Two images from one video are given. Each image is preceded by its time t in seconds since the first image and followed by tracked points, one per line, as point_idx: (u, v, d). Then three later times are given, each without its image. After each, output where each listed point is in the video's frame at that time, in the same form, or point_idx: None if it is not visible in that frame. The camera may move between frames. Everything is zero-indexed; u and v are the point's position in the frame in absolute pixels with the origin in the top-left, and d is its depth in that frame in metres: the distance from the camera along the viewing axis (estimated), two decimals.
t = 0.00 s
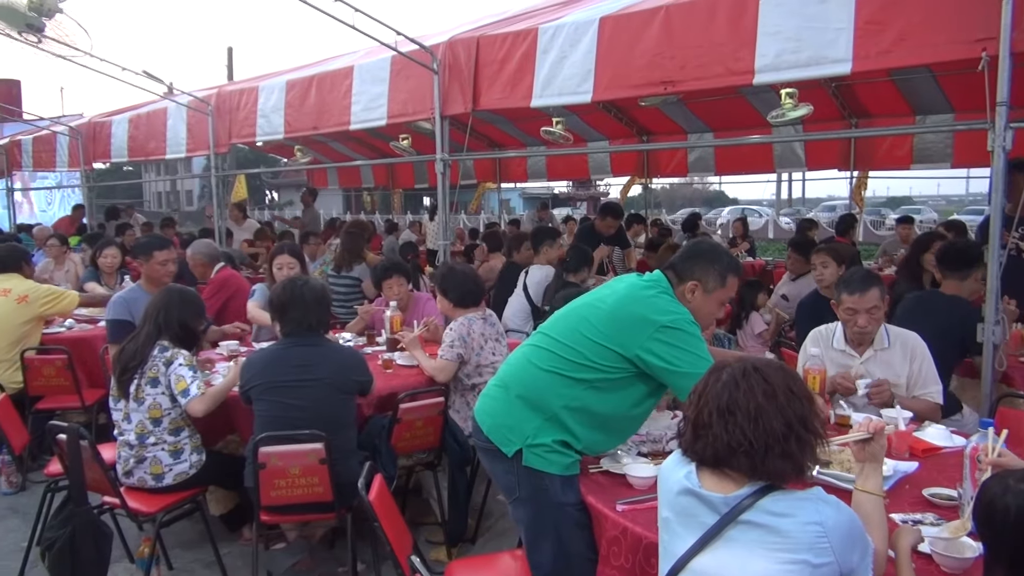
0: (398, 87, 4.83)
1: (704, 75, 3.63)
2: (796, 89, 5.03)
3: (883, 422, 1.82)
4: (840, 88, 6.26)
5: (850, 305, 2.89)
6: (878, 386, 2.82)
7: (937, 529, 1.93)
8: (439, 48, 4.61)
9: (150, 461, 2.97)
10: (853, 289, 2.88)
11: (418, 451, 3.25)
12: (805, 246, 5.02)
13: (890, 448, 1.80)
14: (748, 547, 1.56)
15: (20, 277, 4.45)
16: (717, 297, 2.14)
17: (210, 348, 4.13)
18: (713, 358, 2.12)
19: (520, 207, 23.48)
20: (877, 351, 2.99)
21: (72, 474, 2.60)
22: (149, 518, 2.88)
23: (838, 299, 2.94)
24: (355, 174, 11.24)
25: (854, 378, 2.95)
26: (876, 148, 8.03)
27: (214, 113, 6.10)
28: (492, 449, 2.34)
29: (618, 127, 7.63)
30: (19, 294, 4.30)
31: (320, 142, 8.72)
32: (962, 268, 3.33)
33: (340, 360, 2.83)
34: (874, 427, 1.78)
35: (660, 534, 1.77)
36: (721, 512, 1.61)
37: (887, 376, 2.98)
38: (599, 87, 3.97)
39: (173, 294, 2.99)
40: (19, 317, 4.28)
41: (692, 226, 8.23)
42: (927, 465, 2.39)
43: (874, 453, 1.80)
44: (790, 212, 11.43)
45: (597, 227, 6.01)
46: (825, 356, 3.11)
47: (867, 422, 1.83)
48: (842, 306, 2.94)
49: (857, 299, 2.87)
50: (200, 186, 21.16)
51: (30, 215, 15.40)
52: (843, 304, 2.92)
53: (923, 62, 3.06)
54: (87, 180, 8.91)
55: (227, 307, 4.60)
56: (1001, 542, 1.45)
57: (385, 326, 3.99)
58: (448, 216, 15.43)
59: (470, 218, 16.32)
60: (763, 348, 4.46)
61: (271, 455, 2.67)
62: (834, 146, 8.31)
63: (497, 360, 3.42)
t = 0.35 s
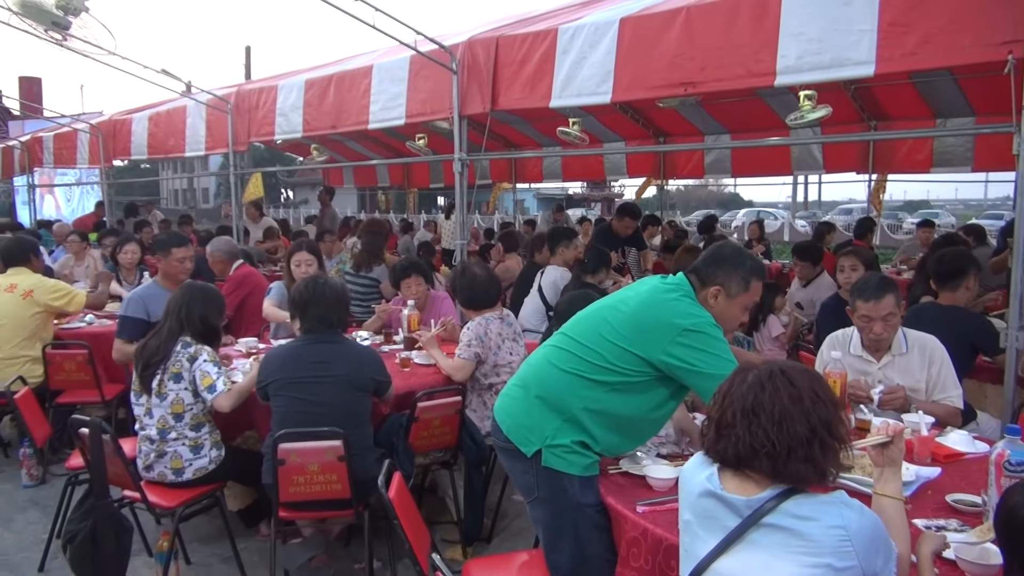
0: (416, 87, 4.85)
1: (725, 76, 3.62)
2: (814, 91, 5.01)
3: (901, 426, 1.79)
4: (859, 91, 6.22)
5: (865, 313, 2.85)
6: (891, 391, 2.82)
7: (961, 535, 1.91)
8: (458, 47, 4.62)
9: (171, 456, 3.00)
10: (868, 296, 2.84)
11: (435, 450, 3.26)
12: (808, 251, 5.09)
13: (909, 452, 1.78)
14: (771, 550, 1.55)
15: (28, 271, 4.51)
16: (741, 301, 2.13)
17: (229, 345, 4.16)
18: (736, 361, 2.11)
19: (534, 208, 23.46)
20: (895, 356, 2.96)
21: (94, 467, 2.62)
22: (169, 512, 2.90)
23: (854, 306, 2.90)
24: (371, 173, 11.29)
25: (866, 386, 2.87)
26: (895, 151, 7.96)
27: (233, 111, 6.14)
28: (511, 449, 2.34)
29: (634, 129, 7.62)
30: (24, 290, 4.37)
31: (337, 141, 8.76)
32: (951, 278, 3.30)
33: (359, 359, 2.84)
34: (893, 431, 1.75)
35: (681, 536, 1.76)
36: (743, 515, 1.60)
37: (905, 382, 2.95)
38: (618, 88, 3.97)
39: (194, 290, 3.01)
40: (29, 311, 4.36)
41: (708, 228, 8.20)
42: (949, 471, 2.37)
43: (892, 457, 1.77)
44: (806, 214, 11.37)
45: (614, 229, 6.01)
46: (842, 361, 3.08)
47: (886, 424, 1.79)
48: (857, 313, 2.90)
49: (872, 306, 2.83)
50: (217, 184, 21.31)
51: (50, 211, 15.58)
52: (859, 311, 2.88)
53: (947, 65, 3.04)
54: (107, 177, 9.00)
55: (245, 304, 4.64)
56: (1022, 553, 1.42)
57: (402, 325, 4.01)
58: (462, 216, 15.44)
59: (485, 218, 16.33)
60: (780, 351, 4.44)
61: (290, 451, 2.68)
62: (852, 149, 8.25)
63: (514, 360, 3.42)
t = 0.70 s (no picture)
0: (437, 86, 4.86)
1: (749, 75, 3.60)
2: (836, 90, 4.97)
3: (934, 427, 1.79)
4: (881, 89, 6.16)
5: (889, 316, 2.83)
6: (917, 392, 2.80)
7: (993, 540, 1.89)
8: (479, 46, 4.63)
9: (196, 451, 3.02)
10: (893, 299, 2.80)
11: (457, 448, 3.27)
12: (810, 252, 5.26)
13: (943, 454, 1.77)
14: (802, 552, 1.54)
15: (36, 270, 4.54)
16: (770, 304, 2.12)
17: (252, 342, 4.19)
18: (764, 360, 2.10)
19: (551, 206, 23.43)
20: (922, 358, 2.94)
21: (121, 462, 2.65)
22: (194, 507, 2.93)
23: (878, 308, 2.87)
24: (389, 171, 11.32)
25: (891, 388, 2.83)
26: (918, 150, 7.88)
27: (255, 109, 6.19)
28: (536, 447, 2.35)
29: (653, 127, 7.59)
30: (29, 290, 4.38)
31: (356, 139, 8.80)
32: (985, 283, 3.29)
33: (383, 357, 2.85)
34: (927, 432, 1.75)
35: (711, 536, 1.76)
36: (774, 517, 1.59)
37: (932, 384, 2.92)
38: (640, 87, 3.96)
39: (218, 288, 3.03)
40: (35, 311, 4.36)
41: (727, 228, 8.15)
42: (978, 474, 2.34)
43: (926, 459, 1.76)
44: (825, 213, 11.28)
45: (634, 228, 5.99)
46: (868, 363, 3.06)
47: (920, 426, 1.78)
48: (882, 315, 2.87)
49: (897, 309, 2.80)
50: (237, 182, 21.48)
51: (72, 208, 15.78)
52: (883, 313, 2.86)
53: (976, 63, 3.00)
54: (130, 175, 9.10)
55: (268, 301, 4.67)
56: None
57: (424, 323, 4.02)
58: (480, 215, 15.46)
59: (502, 217, 16.34)
60: (803, 352, 4.42)
61: (314, 448, 2.70)
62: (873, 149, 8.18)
63: (536, 359, 3.42)
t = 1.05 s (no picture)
0: (459, 84, 4.86)
1: (776, 73, 3.56)
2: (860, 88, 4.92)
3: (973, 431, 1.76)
4: (905, 87, 6.10)
5: (921, 319, 2.79)
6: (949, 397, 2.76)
7: None
8: (502, 44, 4.62)
9: (223, 448, 3.05)
10: (926, 302, 2.77)
11: (481, 447, 3.27)
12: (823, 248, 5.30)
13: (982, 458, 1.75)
14: (840, 555, 1.53)
15: (58, 265, 4.53)
16: (802, 307, 2.09)
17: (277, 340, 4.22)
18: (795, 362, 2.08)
19: (568, 205, 23.40)
20: (953, 360, 2.90)
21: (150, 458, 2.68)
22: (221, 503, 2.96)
23: (910, 310, 2.83)
24: (408, 170, 11.36)
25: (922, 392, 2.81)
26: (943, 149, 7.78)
27: (277, 108, 6.23)
28: (566, 447, 2.34)
29: (673, 126, 7.56)
30: (47, 290, 4.39)
31: (375, 138, 8.83)
32: None
33: (410, 355, 2.86)
34: (967, 436, 1.73)
35: (746, 539, 1.75)
36: (811, 519, 1.58)
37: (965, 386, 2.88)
38: (665, 85, 3.94)
39: (246, 285, 3.05)
40: (55, 311, 4.38)
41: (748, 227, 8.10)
42: (1012, 478, 2.31)
43: (965, 463, 1.74)
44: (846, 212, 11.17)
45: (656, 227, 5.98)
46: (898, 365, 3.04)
47: (959, 430, 1.76)
48: (913, 318, 2.83)
49: (929, 312, 2.76)
50: (255, 181, 21.63)
51: (95, 206, 15.96)
52: (914, 316, 2.82)
53: (1009, 60, 2.95)
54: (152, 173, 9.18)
55: (291, 298, 4.70)
56: None
57: (447, 322, 4.02)
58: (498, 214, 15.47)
59: (520, 216, 16.34)
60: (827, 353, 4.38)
61: (341, 445, 2.71)
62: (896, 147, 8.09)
63: (560, 359, 3.42)
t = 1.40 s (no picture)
0: (482, 80, 4.85)
1: (804, 66, 3.52)
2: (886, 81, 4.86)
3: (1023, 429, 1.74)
4: (931, 79, 6.02)
5: (961, 314, 2.75)
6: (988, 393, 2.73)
7: None
8: (525, 39, 4.61)
9: (253, 442, 3.07)
10: (966, 297, 2.73)
11: (508, 442, 3.27)
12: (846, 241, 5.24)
13: None
14: (884, 552, 1.51)
15: (86, 263, 4.60)
16: (841, 304, 2.06)
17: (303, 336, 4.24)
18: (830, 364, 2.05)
19: (586, 201, 23.33)
20: (991, 356, 2.87)
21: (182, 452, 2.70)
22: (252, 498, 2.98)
23: (948, 306, 2.80)
24: (426, 166, 11.37)
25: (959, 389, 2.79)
26: (969, 143, 7.68)
27: (299, 106, 6.25)
28: (598, 442, 2.33)
29: (693, 120, 7.51)
30: (75, 286, 4.47)
31: (395, 135, 8.85)
32: None
33: (438, 351, 2.86)
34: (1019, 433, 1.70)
35: (785, 535, 1.73)
36: (853, 515, 1.56)
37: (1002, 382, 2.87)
38: (690, 79, 3.91)
39: (274, 282, 3.06)
40: (82, 306, 4.44)
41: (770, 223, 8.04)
42: None
43: (1016, 461, 1.72)
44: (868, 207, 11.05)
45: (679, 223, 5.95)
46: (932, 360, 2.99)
47: (1011, 428, 1.74)
48: (952, 313, 2.79)
49: (970, 307, 2.72)
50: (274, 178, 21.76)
51: (116, 204, 16.12)
52: (953, 311, 2.78)
53: None
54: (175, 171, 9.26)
55: (315, 294, 4.73)
56: None
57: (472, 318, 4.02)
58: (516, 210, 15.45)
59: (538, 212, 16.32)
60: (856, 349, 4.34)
61: (371, 440, 2.71)
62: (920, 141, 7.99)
63: (588, 356, 3.41)
